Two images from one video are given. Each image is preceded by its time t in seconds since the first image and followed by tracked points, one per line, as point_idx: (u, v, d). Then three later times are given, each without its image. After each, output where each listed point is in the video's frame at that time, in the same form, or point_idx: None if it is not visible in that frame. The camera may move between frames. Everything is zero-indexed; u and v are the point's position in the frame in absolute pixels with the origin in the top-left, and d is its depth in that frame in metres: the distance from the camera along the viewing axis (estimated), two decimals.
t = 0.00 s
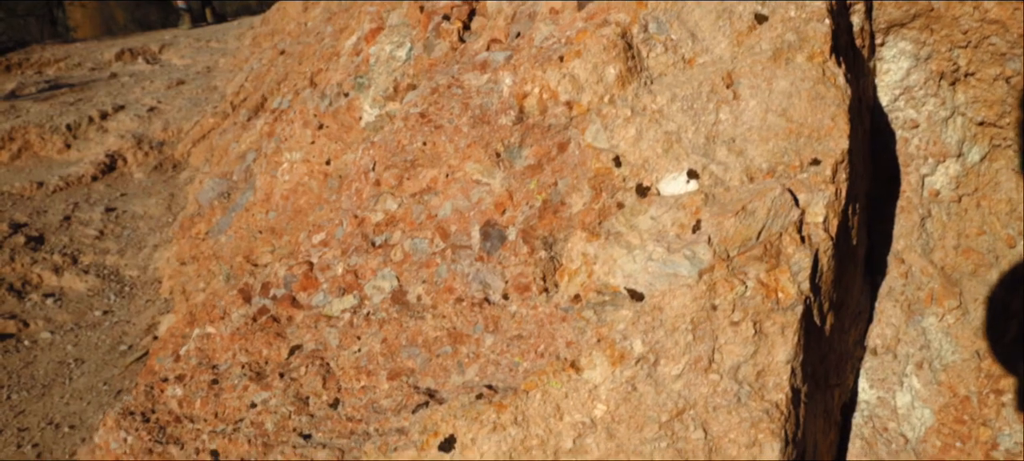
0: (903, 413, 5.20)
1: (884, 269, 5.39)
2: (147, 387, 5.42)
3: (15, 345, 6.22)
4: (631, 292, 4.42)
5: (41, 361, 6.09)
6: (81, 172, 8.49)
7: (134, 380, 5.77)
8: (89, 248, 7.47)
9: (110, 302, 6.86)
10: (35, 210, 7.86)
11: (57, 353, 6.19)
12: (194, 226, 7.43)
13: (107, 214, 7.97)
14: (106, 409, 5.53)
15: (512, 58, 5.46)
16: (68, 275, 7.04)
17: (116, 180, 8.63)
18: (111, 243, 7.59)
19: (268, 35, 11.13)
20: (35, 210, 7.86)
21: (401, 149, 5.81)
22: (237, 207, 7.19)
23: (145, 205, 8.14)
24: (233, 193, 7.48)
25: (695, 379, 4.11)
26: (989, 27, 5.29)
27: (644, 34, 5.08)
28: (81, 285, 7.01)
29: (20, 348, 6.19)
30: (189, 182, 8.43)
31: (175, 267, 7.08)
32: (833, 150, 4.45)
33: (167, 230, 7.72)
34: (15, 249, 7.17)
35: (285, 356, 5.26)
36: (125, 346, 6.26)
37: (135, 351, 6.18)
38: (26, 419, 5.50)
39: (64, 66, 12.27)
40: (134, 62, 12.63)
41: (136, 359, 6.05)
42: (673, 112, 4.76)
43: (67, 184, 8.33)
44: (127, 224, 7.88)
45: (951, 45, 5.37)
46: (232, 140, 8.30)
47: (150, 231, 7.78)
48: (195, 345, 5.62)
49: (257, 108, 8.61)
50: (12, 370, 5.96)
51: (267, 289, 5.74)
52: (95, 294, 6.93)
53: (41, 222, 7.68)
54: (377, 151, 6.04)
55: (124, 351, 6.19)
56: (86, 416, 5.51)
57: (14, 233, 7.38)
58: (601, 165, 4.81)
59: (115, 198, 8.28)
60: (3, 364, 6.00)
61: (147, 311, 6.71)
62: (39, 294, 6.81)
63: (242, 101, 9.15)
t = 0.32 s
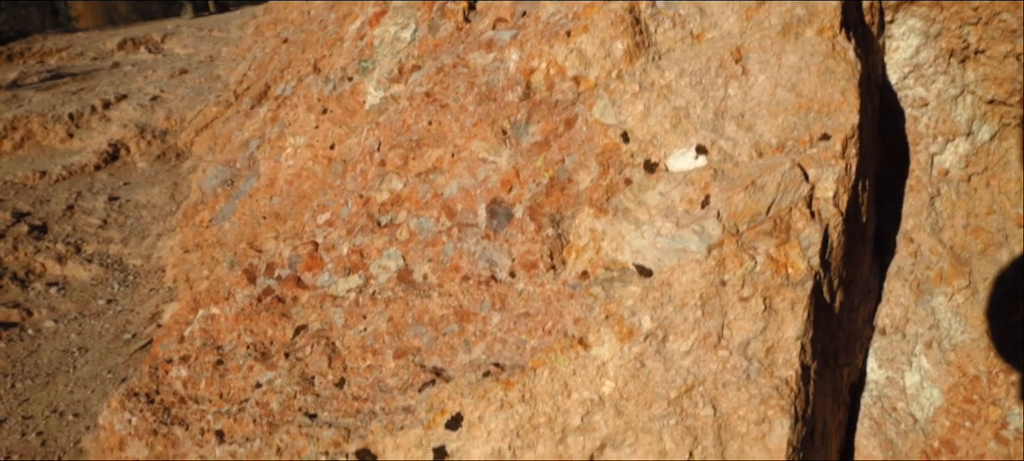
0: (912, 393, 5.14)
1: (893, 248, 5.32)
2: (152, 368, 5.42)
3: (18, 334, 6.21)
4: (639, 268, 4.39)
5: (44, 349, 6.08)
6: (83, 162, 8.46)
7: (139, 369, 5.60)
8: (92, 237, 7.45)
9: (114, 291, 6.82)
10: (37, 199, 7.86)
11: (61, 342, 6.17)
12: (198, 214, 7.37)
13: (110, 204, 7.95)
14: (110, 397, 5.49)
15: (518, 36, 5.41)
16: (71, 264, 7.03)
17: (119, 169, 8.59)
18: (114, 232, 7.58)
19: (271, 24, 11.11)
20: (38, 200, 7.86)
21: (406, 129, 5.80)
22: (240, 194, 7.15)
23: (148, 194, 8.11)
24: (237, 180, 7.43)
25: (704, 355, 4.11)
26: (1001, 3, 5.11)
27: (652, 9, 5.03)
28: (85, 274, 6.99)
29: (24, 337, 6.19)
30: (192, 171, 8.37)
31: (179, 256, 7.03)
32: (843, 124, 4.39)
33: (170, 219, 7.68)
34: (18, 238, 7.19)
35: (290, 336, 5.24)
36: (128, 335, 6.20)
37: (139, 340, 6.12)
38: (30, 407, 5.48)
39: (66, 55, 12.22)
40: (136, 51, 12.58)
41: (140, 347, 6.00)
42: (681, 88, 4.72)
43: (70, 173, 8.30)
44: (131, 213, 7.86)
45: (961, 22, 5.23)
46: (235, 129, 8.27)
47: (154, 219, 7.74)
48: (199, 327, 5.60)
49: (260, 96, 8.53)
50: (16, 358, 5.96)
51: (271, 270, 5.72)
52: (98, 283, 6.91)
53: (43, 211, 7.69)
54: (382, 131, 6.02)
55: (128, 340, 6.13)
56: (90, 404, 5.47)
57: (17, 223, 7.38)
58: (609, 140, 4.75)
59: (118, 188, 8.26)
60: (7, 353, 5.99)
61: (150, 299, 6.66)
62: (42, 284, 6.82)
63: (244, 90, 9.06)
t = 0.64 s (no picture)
0: (922, 372, 5.04)
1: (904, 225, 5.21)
2: (158, 347, 5.38)
3: (22, 321, 6.17)
4: (650, 243, 4.35)
5: (49, 336, 6.04)
6: (87, 149, 8.42)
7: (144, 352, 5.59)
8: (96, 225, 7.41)
9: (119, 279, 6.77)
10: (41, 187, 7.81)
11: (66, 329, 6.13)
12: (203, 200, 7.40)
13: (114, 191, 7.91)
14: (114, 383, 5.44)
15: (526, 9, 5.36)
16: (75, 251, 6.98)
17: (122, 157, 8.55)
18: (118, 219, 7.54)
19: (275, 12, 11.09)
20: (41, 188, 7.81)
21: (413, 106, 5.76)
22: (244, 180, 7.15)
23: (152, 182, 8.08)
24: (240, 166, 7.48)
25: (715, 330, 4.11)
26: None
27: None
28: (89, 262, 6.94)
29: (29, 324, 6.14)
30: (196, 159, 8.38)
31: (183, 243, 7.00)
32: (855, 97, 4.34)
33: (174, 207, 7.65)
34: (22, 226, 7.13)
35: (297, 314, 5.22)
36: (133, 322, 6.16)
37: (145, 327, 6.08)
38: (35, 393, 5.45)
39: (67, 43, 12.14)
40: (138, 39, 12.53)
41: (145, 334, 5.96)
42: (692, 60, 4.67)
43: (73, 161, 8.26)
44: (134, 201, 7.82)
45: None
46: (239, 116, 8.29)
47: (157, 207, 7.71)
48: (205, 305, 5.59)
49: (263, 83, 8.58)
50: (21, 346, 5.91)
51: (277, 249, 5.70)
52: (103, 271, 6.86)
53: (47, 199, 7.64)
54: (388, 109, 5.98)
55: (133, 326, 6.10)
56: (96, 391, 5.43)
57: (21, 210, 7.33)
58: (619, 113, 4.71)
59: (121, 175, 8.21)
60: (12, 340, 5.96)
61: (155, 286, 6.62)
62: (47, 271, 6.76)
63: (248, 77, 9.08)
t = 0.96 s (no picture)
0: (935, 347, 5.01)
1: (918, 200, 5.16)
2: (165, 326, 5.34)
3: (28, 307, 6.06)
4: (663, 214, 4.33)
5: (54, 323, 5.94)
6: (90, 136, 8.37)
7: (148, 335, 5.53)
8: (100, 212, 7.33)
9: (124, 265, 6.71)
10: (45, 174, 7.70)
11: (70, 315, 6.05)
12: (206, 186, 7.40)
13: (118, 178, 7.85)
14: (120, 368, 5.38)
15: None
16: (79, 238, 6.87)
17: (125, 144, 8.51)
18: (122, 206, 7.47)
19: None
20: (45, 175, 7.70)
21: (421, 82, 5.73)
22: (248, 164, 7.13)
23: (155, 169, 8.05)
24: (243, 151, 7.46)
25: (729, 301, 4.09)
26: None
27: None
28: (94, 248, 6.85)
29: (34, 310, 6.04)
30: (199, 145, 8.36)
31: (187, 228, 6.98)
32: (872, 66, 4.26)
33: (177, 193, 7.61)
34: (26, 213, 7.00)
35: (306, 290, 5.20)
36: (138, 307, 6.13)
37: (150, 312, 6.05)
38: (41, 379, 5.37)
39: (70, 31, 12.06)
40: (140, 27, 12.48)
41: (150, 319, 5.92)
42: (705, 32, 4.60)
43: (76, 147, 8.21)
44: (138, 188, 7.77)
45: None
46: (242, 102, 8.26)
47: (161, 194, 7.66)
48: (213, 282, 5.55)
49: (267, 70, 8.56)
50: (26, 333, 5.82)
51: (285, 226, 5.67)
52: (107, 257, 6.79)
53: (51, 185, 7.55)
54: (396, 86, 5.93)
55: (138, 312, 6.06)
56: (101, 376, 5.35)
57: (25, 197, 7.21)
58: (632, 85, 4.68)
59: (125, 163, 8.15)
60: (17, 326, 5.85)
61: (159, 272, 6.57)
62: (51, 257, 6.64)
63: (251, 64, 9.12)
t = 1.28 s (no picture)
0: (950, 322, 4.97)
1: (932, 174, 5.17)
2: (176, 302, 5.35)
3: (34, 292, 6.10)
4: (678, 185, 4.29)
5: (62, 307, 5.98)
6: (95, 123, 8.36)
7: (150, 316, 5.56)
8: (107, 197, 7.34)
9: (130, 251, 6.68)
10: (51, 161, 7.76)
11: (77, 299, 6.08)
12: (213, 170, 7.37)
13: (123, 164, 7.83)
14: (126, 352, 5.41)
15: None
16: (86, 224, 6.89)
17: (131, 130, 8.48)
18: (128, 192, 7.46)
19: None
20: (52, 161, 7.76)
21: (432, 58, 5.70)
22: (255, 147, 7.12)
23: (161, 155, 8.02)
24: (250, 134, 7.46)
25: (745, 272, 4.05)
26: None
27: None
28: (100, 234, 6.85)
29: (41, 295, 6.08)
30: (204, 130, 8.34)
31: (193, 213, 6.94)
32: (890, 35, 4.16)
33: (183, 179, 7.59)
34: (33, 199, 7.06)
35: (316, 266, 5.18)
36: (145, 292, 6.11)
37: (156, 296, 6.02)
38: (49, 363, 5.42)
39: (75, 19, 12.02)
40: (144, 14, 12.42)
41: (157, 303, 5.86)
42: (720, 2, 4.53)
43: (82, 134, 8.20)
44: (144, 175, 7.73)
45: None
46: (247, 86, 8.27)
47: (166, 180, 7.63)
48: (224, 259, 5.55)
49: (272, 54, 8.55)
50: (35, 317, 5.86)
51: (295, 202, 5.66)
52: (113, 243, 6.77)
53: (58, 172, 7.60)
54: (406, 63, 5.92)
55: (145, 297, 6.04)
56: (109, 360, 5.40)
57: (32, 183, 7.27)
58: (646, 56, 4.64)
59: (130, 149, 8.13)
60: (25, 311, 5.89)
61: (165, 257, 6.56)
62: (58, 243, 6.68)
63: (255, 50, 9.06)
